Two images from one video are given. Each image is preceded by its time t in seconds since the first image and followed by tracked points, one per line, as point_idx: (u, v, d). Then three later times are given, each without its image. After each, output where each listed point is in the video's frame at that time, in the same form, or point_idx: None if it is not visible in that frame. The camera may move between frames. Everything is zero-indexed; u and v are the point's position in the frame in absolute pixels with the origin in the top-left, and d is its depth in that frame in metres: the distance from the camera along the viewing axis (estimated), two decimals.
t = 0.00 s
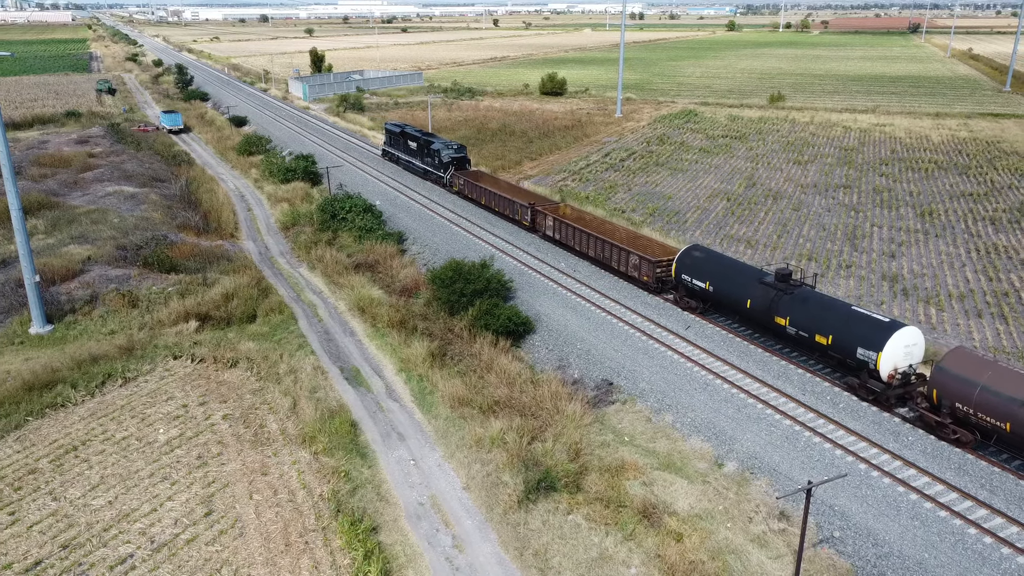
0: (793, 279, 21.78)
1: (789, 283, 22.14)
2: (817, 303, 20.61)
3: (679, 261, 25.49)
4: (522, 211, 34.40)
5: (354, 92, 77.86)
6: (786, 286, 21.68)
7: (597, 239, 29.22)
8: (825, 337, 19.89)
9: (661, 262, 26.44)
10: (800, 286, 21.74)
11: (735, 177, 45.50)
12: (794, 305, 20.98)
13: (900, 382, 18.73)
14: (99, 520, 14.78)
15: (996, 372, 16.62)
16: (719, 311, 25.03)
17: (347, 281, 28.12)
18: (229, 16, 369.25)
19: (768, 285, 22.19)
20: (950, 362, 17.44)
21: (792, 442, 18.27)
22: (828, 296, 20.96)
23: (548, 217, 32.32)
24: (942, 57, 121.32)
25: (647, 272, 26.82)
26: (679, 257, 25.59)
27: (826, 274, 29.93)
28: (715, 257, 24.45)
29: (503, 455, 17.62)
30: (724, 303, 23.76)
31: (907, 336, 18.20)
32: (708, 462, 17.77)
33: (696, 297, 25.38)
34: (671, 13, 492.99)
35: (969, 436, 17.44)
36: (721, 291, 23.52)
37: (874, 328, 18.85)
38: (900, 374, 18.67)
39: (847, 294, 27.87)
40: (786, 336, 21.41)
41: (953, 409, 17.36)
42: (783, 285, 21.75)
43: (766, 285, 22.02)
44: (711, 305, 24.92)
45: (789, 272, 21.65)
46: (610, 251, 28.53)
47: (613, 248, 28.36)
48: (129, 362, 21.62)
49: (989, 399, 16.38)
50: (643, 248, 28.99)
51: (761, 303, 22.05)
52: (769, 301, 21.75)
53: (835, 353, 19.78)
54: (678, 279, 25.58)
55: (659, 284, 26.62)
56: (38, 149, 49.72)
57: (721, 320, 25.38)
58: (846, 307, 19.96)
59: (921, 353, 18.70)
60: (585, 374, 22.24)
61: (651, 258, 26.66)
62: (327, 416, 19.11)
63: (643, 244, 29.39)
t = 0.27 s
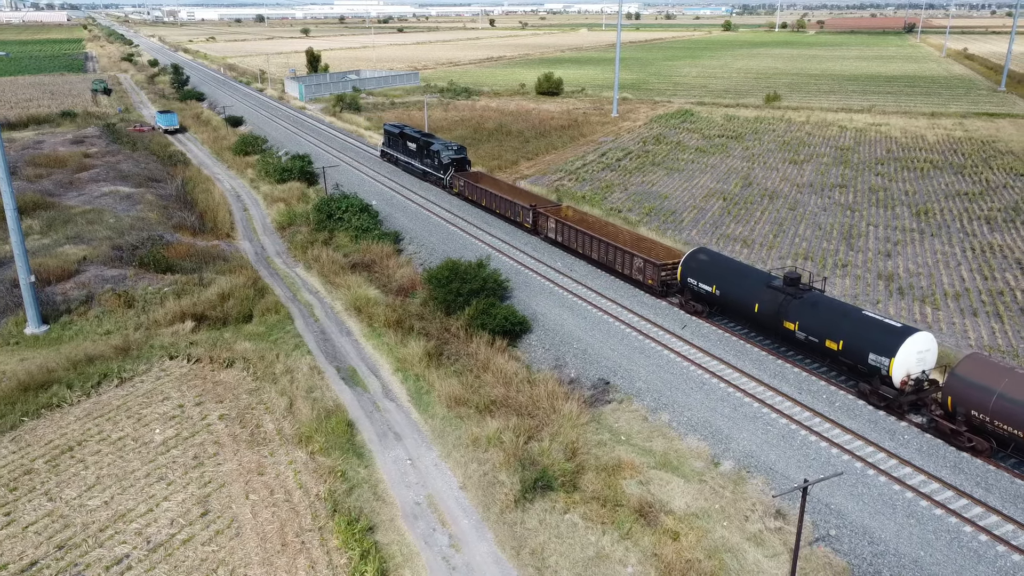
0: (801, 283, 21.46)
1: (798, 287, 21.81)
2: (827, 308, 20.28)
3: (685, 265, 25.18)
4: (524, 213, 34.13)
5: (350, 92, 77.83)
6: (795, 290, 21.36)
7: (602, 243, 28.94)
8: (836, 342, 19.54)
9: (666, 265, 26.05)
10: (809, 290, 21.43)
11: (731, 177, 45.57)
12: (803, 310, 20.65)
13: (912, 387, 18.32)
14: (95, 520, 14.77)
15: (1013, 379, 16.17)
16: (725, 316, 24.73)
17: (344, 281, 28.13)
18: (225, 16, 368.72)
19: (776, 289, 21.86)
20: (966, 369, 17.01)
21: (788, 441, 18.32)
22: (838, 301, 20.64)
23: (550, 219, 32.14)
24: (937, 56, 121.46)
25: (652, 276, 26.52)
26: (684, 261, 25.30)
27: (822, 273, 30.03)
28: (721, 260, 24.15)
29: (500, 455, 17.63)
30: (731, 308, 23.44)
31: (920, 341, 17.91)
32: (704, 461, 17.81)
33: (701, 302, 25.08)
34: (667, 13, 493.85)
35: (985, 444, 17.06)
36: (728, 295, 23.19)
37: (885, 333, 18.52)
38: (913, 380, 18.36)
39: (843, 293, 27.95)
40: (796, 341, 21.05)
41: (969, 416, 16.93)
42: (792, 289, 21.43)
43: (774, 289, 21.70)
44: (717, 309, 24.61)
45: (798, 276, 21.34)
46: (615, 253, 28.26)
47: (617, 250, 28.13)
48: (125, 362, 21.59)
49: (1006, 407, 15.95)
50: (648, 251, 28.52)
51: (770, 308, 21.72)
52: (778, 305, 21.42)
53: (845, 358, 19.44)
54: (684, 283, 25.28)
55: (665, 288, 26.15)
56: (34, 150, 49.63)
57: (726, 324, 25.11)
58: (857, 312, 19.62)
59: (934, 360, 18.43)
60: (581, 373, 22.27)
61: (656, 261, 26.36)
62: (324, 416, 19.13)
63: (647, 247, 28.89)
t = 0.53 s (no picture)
0: (811, 287, 21.06)
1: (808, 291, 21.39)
2: (837, 313, 19.88)
3: (691, 269, 24.79)
4: (524, 215, 33.63)
5: (346, 92, 77.76)
6: (804, 295, 20.99)
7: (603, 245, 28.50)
8: (847, 348, 19.15)
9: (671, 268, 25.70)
10: (818, 294, 21.06)
11: (727, 177, 45.61)
12: (812, 315, 20.27)
13: (926, 395, 18.00)
14: (91, 521, 14.74)
15: None
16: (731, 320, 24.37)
17: (340, 281, 28.11)
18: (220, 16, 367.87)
19: (785, 293, 21.47)
20: (982, 376, 16.76)
21: (784, 439, 18.37)
22: (848, 306, 20.25)
23: (552, 220, 31.75)
24: (933, 56, 121.71)
25: (657, 279, 26.07)
26: (690, 264, 24.93)
27: (817, 272, 30.10)
28: (728, 263, 23.78)
29: (497, 454, 17.64)
30: (738, 312, 23.04)
31: (934, 348, 17.46)
32: (701, 460, 17.84)
33: (708, 306, 24.69)
34: (664, 14, 494.52)
35: (1001, 452, 16.76)
36: (736, 299, 22.78)
37: (898, 338, 18.14)
38: (927, 387, 17.94)
39: (838, 292, 28.04)
40: (805, 346, 20.66)
41: (985, 424, 16.66)
42: (801, 293, 21.03)
43: (784, 293, 21.30)
44: (723, 314, 24.23)
45: (807, 280, 20.95)
46: (618, 256, 27.80)
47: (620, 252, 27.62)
48: (120, 362, 21.55)
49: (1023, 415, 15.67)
50: (652, 254, 27.97)
51: (779, 312, 21.32)
52: (787, 310, 21.02)
53: (857, 364, 19.05)
54: (690, 287, 24.90)
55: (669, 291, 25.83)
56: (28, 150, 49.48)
57: (733, 328, 24.76)
58: (869, 317, 19.23)
59: (947, 365, 18.02)
60: (578, 372, 22.30)
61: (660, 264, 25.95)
62: (320, 416, 19.12)
63: (651, 250, 28.35)
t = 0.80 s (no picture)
0: (820, 291, 20.51)
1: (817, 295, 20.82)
2: (848, 317, 19.35)
3: (696, 272, 24.28)
4: (526, 217, 33.20)
5: (342, 92, 77.73)
6: (813, 298, 20.43)
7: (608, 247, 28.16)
8: (859, 353, 18.64)
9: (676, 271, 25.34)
10: (828, 298, 20.51)
11: (723, 176, 45.68)
12: (823, 320, 19.72)
13: (940, 402, 17.60)
14: (86, 521, 14.70)
15: None
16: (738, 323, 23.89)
17: (336, 280, 28.11)
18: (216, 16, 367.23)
19: (794, 297, 20.92)
20: (999, 383, 16.42)
21: (780, 438, 18.42)
22: (859, 310, 19.71)
23: (555, 223, 31.32)
24: (927, 56, 122.10)
25: (662, 282, 25.74)
26: (696, 267, 24.39)
27: (813, 271, 30.19)
28: (735, 266, 23.21)
29: (493, 453, 17.66)
30: (745, 316, 22.51)
31: (948, 354, 17.02)
32: (697, 459, 17.89)
33: (714, 309, 24.19)
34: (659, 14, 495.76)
35: (1019, 461, 16.41)
36: (743, 303, 22.24)
37: (912, 344, 17.64)
38: (941, 394, 17.58)
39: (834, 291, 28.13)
40: (815, 351, 20.13)
41: (1002, 432, 16.30)
42: (810, 297, 20.48)
43: (793, 297, 20.75)
44: (730, 317, 23.73)
45: (817, 283, 20.40)
46: (623, 260, 27.44)
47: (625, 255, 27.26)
48: (116, 362, 21.51)
49: None
50: (656, 257, 27.78)
51: (787, 317, 20.78)
52: (796, 314, 20.48)
53: (869, 370, 18.55)
54: (696, 290, 24.39)
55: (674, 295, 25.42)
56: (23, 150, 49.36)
57: (739, 332, 24.30)
58: (881, 322, 18.72)
59: (961, 371, 17.57)
60: (574, 372, 22.33)
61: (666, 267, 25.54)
62: (317, 415, 19.12)
63: (655, 252, 28.19)
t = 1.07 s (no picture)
0: (831, 296, 20.23)
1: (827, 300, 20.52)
2: (860, 322, 19.05)
3: (703, 277, 23.97)
4: (528, 219, 32.96)
5: (339, 92, 77.69)
6: (824, 303, 20.16)
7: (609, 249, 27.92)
8: (871, 359, 18.29)
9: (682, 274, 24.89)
10: (839, 303, 20.22)
11: (719, 176, 45.75)
12: (834, 324, 19.44)
13: (953, 409, 17.24)
14: (82, 521, 14.67)
15: None
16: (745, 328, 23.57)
17: (332, 280, 28.11)
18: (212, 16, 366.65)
19: (804, 301, 20.66)
20: (1017, 391, 16.11)
21: (776, 437, 18.47)
22: (871, 316, 19.42)
23: (557, 225, 31.03)
24: (922, 56, 122.46)
25: (667, 286, 25.33)
26: (703, 270, 24.11)
27: (809, 270, 30.27)
28: (743, 270, 22.96)
29: (490, 453, 17.66)
30: (753, 321, 22.20)
31: (963, 360, 16.68)
32: (694, 458, 17.91)
33: (721, 314, 23.89)
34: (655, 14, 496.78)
35: None
36: (751, 308, 21.93)
37: (926, 349, 17.32)
38: (955, 401, 17.23)
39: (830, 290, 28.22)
40: (826, 356, 19.82)
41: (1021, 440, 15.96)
42: (820, 302, 20.20)
43: (802, 302, 20.47)
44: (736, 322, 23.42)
45: (827, 288, 20.11)
46: (628, 262, 27.05)
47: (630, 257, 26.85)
48: (112, 362, 21.47)
49: None
50: (661, 260, 27.35)
51: (797, 321, 20.47)
52: (806, 319, 20.17)
53: (881, 376, 18.21)
54: (703, 294, 24.08)
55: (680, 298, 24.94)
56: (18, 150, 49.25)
57: (746, 337, 23.99)
58: (893, 327, 18.41)
59: (975, 378, 17.28)
60: (571, 371, 22.35)
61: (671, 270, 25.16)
62: (313, 415, 19.12)
63: (660, 255, 27.75)
